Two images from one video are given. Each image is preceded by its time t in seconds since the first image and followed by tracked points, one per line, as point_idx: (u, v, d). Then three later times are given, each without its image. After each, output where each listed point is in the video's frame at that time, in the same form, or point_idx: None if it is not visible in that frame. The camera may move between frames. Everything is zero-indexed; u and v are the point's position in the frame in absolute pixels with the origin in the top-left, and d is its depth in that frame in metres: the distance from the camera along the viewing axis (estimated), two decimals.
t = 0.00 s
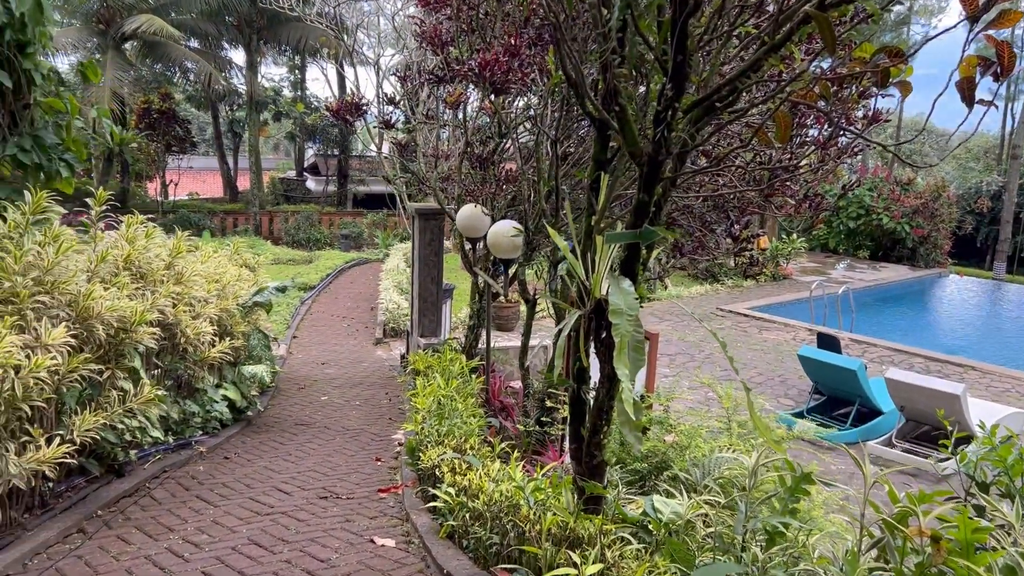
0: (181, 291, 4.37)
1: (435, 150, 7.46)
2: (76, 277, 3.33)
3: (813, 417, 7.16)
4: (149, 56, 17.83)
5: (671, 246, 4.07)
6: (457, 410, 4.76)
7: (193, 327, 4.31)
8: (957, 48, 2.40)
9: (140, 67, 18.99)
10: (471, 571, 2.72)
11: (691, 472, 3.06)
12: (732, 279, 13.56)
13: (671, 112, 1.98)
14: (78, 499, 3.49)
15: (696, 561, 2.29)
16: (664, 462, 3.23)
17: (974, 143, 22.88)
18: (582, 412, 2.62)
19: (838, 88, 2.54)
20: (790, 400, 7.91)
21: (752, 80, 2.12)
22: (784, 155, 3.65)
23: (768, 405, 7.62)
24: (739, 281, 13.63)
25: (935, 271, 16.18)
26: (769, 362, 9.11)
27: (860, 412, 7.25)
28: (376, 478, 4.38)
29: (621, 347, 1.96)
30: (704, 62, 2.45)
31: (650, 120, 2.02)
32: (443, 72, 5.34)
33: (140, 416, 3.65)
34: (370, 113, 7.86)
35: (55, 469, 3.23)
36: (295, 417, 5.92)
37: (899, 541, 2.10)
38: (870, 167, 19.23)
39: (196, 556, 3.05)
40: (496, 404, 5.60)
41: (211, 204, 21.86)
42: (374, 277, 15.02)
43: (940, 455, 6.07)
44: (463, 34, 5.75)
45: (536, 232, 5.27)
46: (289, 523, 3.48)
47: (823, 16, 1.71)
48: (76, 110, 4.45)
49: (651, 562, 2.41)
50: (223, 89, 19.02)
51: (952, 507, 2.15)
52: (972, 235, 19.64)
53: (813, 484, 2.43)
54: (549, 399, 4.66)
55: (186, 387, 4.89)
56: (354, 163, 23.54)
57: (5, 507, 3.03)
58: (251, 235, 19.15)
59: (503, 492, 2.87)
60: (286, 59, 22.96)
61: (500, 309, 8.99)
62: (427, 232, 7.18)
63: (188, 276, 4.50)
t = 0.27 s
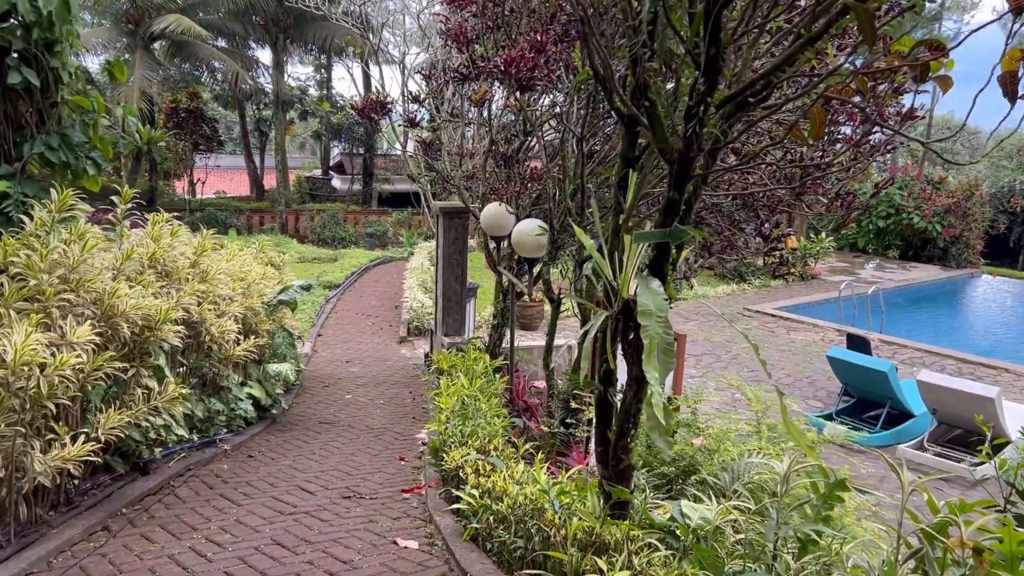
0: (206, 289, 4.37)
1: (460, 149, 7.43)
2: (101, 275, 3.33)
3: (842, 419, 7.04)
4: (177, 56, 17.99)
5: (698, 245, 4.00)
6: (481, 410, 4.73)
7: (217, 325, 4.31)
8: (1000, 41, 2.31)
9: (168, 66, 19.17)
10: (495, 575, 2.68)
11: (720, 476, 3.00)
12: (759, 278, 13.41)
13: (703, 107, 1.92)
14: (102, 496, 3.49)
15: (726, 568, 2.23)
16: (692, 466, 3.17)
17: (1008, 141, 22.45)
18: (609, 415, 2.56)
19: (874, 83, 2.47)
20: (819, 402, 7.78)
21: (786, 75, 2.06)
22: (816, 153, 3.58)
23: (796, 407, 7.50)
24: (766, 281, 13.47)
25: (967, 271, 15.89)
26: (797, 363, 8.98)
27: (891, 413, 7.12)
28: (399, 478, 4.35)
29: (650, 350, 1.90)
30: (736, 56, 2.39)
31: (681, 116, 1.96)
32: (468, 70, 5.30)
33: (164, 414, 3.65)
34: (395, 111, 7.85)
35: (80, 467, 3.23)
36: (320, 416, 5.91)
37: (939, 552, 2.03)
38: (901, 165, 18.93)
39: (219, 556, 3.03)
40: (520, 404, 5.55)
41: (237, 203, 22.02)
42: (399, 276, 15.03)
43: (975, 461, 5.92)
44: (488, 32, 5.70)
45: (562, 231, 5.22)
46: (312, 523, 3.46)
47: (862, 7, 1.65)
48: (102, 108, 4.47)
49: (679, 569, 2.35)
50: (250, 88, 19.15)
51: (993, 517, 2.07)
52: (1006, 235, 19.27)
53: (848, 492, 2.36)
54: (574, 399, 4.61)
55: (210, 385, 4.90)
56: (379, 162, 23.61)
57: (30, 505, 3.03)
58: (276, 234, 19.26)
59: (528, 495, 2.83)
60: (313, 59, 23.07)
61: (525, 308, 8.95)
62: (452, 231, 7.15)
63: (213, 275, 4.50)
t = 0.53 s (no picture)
0: (233, 288, 4.35)
1: (488, 147, 7.36)
2: (128, 274, 3.30)
3: (875, 422, 6.89)
4: (206, 54, 18.12)
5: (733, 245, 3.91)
6: (510, 412, 4.66)
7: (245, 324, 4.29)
8: None
9: (198, 65, 19.33)
10: None
11: (757, 484, 2.91)
12: (789, 278, 13.22)
13: (749, 102, 1.84)
14: (130, 496, 3.48)
15: None
16: (728, 473, 3.08)
17: None
18: (644, 421, 2.48)
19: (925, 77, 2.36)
20: (852, 405, 7.62)
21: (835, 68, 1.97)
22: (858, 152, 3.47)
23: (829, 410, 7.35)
24: (797, 280, 13.27)
25: (1004, 271, 15.55)
26: (829, 365, 8.82)
27: (926, 416, 6.96)
28: (427, 480, 4.30)
29: (692, 356, 1.82)
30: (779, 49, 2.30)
31: (726, 111, 1.88)
32: (497, 66, 5.23)
33: (191, 414, 3.62)
34: (423, 109, 7.80)
35: (107, 467, 3.21)
36: (346, 415, 5.88)
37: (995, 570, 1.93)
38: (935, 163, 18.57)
39: (245, 559, 2.99)
40: (548, 405, 5.48)
41: (265, 200, 22.14)
42: (425, 274, 15.01)
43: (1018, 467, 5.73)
44: (517, 28, 5.63)
45: (592, 230, 5.13)
46: (339, 526, 3.42)
47: None
48: (131, 106, 4.46)
49: None
50: (278, 87, 19.24)
51: None
52: None
53: (895, 504, 2.26)
54: (604, 402, 4.53)
55: (238, 383, 4.88)
56: (406, 160, 23.63)
57: (58, 505, 3.02)
58: (304, 231, 19.34)
59: (560, 502, 2.75)
60: (340, 57, 23.13)
61: (552, 307, 8.87)
62: (479, 229, 7.08)
63: (241, 273, 4.48)
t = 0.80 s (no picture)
0: (262, 287, 4.32)
1: (516, 144, 7.29)
2: (157, 273, 3.28)
3: (910, 425, 6.74)
4: (235, 52, 18.22)
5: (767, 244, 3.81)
6: (538, 413, 4.60)
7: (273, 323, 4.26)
8: None
9: (227, 63, 19.46)
10: None
11: (798, 493, 2.82)
12: (820, 277, 13.02)
13: (800, 99, 1.75)
14: (158, 496, 3.46)
15: None
16: (766, 480, 2.99)
17: None
18: (683, 429, 2.41)
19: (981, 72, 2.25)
20: (887, 407, 7.46)
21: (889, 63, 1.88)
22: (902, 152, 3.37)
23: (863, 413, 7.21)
24: (828, 280, 13.06)
25: None
26: (863, 366, 8.65)
27: (963, 420, 6.80)
28: (455, 482, 4.25)
29: (738, 365, 1.74)
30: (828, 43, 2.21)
31: (775, 109, 1.80)
32: (527, 63, 5.16)
33: (219, 414, 3.60)
34: (451, 106, 7.75)
35: (136, 468, 3.20)
36: (373, 414, 5.85)
37: None
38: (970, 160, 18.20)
39: (273, 563, 2.96)
40: (577, 406, 5.41)
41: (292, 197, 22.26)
42: (451, 272, 14.98)
43: None
44: (548, 24, 5.55)
45: (623, 229, 5.05)
46: (367, 529, 3.38)
47: None
48: (161, 104, 4.45)
49: None
50: (306, 84, 19.31)
51: None
52: None
53: (947, 518, 2.16)
54: (635, 404, 4.45)
55: (266, 383, 4.86)
56: (432, 158, 23.64)
57: (86, 505, 3.00)
58: (330, 229, 19.41)
59: (593, 509, 2.69)
60: (367, 54, 23.18)
61: (580, 306, 8.79)
62: (506, 227, 7.02)
63: (269, 272, 4.45)
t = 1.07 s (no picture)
0: (288, 285, 4.30)
1: (542, 141, 7.23)
2: (182, 271, 3.26)
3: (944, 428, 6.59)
4: (260, 50, 18.30)
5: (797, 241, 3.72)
6: (565, 414, 4.53)
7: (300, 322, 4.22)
8: None
9: (253, 61, 19.56)
10: None
11: (835, 501, 2.73)
12: (849, 276, 12.83)
13: (848, 92, 1.68)
14: (183, 496, 3.44)
15: None
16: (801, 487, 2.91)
17: None
18: (718, 434, 2.33)
19: None
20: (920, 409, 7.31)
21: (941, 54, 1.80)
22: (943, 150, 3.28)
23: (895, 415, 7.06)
24: (857, 279, 12.86)
25: None
26: (894, 367, 8.49)
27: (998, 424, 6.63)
28: (481, 483, 4.20)
29: (782, 371, 1.67)
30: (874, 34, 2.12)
31: (822, 102, 1.72)
32: (554, 59, 5.09)
33: (244, 413, 3.58)
34: (476, 103, 7.70)
35: (161, 467, 3.18)
36: (398, 413, 5.82)
37: None
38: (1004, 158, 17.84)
39: (298, 565, 2.92)
40: (603, 407, 5.34)
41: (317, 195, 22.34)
42: (474, 270, 14.94)
43: None
44: (575, 19, 5.48)
45: (651, 227, 4.97)
46: (392, 531, 3.33)
47: None
48: (187, 101, 4.43)
49: None
50: (330, 82, 19.36)
51: None
52: None
53: (998, 531, 2.07)
54: (664, 405, 4.37)
55: (291, 381, 4.84)
56: (456, 155, 23.62)
57: (112, 504, 2.99)
58: (354, 226, 19.45)
59: (624, 515, 2.63)
60: (391, 52, 23.20)
61: (605, 305, 8.71)
62: (531, 225, 6.96)
63: (294, 270, 4.43)
